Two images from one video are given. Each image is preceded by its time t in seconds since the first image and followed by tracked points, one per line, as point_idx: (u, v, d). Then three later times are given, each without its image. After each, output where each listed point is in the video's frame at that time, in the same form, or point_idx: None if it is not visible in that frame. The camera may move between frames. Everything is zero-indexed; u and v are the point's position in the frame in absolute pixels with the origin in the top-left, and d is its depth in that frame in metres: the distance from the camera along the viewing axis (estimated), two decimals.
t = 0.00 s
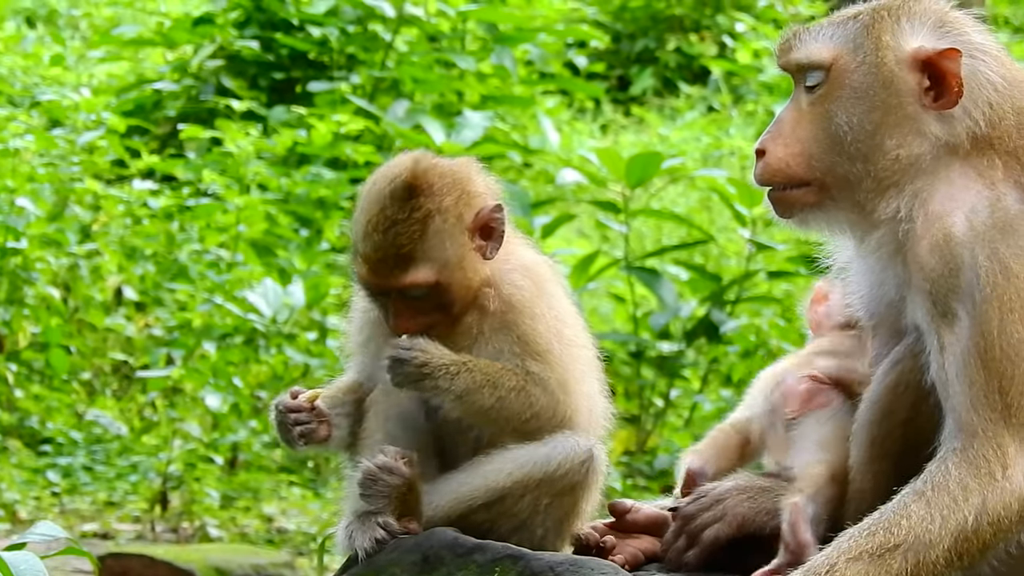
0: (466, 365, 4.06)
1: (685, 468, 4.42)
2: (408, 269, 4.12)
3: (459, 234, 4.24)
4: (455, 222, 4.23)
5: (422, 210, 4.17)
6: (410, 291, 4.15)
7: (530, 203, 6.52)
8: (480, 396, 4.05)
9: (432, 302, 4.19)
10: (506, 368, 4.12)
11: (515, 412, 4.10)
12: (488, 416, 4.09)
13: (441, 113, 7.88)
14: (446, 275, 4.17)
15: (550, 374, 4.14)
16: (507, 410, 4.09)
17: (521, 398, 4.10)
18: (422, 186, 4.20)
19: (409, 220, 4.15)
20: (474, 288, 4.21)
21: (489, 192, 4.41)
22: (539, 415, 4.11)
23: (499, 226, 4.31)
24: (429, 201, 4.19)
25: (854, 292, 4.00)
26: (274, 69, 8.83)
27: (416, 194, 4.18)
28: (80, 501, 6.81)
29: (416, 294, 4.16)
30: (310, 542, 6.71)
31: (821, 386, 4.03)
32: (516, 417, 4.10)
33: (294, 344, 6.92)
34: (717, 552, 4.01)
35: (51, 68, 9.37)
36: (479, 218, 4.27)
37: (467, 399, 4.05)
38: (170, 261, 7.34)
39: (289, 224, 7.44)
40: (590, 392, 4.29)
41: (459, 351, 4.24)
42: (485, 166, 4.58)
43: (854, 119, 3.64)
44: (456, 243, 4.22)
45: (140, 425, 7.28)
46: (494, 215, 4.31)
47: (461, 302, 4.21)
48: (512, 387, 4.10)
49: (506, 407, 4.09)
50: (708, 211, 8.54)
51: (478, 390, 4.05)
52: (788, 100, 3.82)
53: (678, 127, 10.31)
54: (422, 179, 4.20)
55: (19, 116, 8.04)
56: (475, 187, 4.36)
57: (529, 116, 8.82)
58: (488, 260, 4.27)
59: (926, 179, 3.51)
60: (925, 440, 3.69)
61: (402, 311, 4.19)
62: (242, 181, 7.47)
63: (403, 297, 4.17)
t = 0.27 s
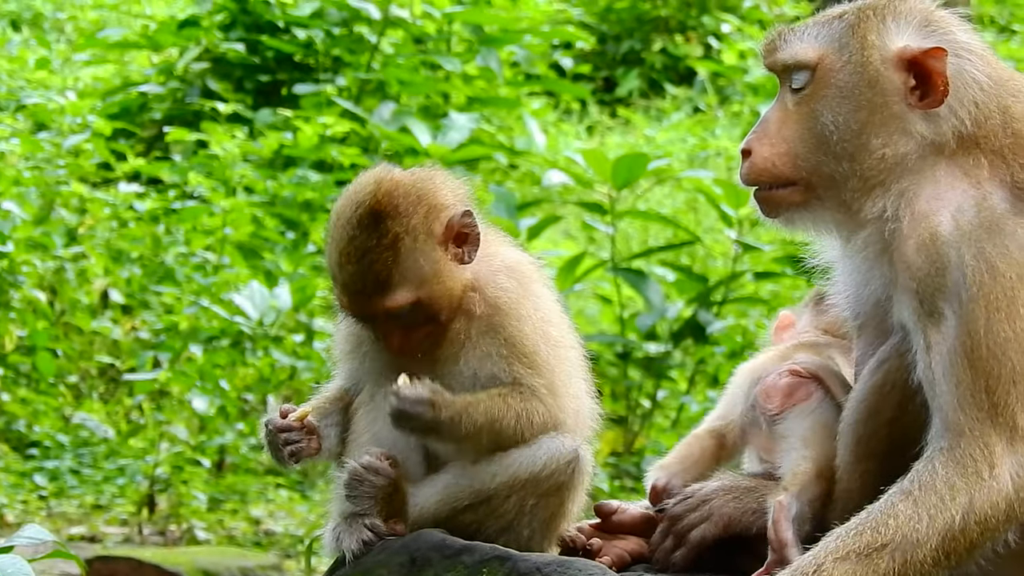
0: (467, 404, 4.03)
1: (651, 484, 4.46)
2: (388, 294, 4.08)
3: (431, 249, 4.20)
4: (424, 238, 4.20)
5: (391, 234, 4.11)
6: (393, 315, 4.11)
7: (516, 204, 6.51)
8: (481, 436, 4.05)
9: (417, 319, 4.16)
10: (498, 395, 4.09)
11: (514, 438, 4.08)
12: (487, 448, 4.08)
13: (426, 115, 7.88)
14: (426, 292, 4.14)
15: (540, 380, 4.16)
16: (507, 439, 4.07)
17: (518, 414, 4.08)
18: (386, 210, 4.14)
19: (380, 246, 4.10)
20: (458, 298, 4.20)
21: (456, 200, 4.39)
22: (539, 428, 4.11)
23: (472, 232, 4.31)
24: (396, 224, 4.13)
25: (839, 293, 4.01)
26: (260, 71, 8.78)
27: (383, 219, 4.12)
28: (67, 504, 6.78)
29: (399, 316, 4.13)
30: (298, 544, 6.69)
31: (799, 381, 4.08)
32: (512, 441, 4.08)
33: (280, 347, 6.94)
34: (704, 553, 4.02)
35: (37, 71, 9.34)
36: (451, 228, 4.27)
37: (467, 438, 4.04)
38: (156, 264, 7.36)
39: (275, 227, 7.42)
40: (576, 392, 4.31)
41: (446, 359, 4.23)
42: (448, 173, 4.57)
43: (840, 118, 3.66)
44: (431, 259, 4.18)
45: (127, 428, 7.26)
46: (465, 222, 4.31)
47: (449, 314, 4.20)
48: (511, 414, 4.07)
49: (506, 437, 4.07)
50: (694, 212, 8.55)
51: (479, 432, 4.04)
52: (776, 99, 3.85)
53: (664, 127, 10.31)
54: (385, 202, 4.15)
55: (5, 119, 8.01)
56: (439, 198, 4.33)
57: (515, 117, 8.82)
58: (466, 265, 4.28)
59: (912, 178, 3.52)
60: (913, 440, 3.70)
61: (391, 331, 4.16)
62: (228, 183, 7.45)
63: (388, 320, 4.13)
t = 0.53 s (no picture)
0: (457, 432, 4.01)
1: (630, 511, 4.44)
2: (376, 286, 4.13)
3: (419, 241, 4.25)
4: (413, 230, 4.24)
5: (380, 226, 4.16)
6: (382, 307, 4.15)
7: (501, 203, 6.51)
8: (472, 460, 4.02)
9: (405, 313, 4.20)
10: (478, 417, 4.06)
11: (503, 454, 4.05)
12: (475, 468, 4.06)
13: (410, 115, 7.88)
14: (414, 286, 4.19)
15: (521, 384, 4.17)
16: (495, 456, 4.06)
17: (500, 422, 4.06)
18: (375, 202, 4.17)
19: (369, 238, 4.14)
20: (446, 293, 4.25)
21: (440, 194, 4.43)
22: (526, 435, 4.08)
23: (458, 226, 4.36)
24: (384, 216, 4.17)
25: (823, 291, 4.03)
26: (244, 71, 8.76)
27: (371, 211, 4.16)
28: (52, 505, 6.74)
29: (389, 309, 4.16)
30: (283, 544, 6.69)
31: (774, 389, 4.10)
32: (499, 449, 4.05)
33: (265, 346, 6.93)
34: (690, 551, 4.02)
35: (21, 72, 9.31)
36: (437, 221, 4.31)
37: (455, 463, 4.02)
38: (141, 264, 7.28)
39: (259, 227, 7.39)
40: (561, 391, 4.33)
41: (433, 356, 4.26)
42: (430, 167, 4.60)
43: (823, 117, 3.67)
44: (419, 251, 4.23)
45: (112, 429, 7.23)
46: (450, 215, 4.34)
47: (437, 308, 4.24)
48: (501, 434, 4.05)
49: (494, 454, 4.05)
50: (678, 211, 8.55)
51: (468, 457, 4.02)
52: (757, 100, 3.86)
53: (649, 126, 10.32)
54: (373, 195, 4.18)
55: None
56: (425, 191, 4.37)
57: (500, 117, 8.82)
58: (453, 260, 4.33)
59: (895, 176, 3.53)
60: (898, 438, 3.71)
61: (378, 325, 4.17)
62: (213, 184, 7.43)
63: (377, 314, 4.16)
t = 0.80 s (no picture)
0: (441, 429, 4.02)
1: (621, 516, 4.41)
2: (382, 267, 4.12)
3: (421, 228, 4.26)
4: (417, 216, 4.26)
5: (387, 208, 4.17)
6: (384, 290, 4.14)
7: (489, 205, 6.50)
8: (455, 457, 4.03)
9: (403, 301, 4.19)
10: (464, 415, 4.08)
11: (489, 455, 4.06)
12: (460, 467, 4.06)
13: (397, 117, 7.87)
14: (416, 273, 4.20)
15: (508, 388, 4.19)
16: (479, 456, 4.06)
17: (487, 425, 4.07)
18: (381, 185, 4.20)
19: (376, 219, 4.15)
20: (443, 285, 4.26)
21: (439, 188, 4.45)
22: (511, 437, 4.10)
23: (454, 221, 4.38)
24: (391, 199, 4.19)
25: (810, 292, 4.03)
26: (231, 74, 8.74)
27: (377, 194, 4.18)
28: (40, 508, 6.75)
29: (388, 293, 4.15)
30: (271, 546, 6.69)
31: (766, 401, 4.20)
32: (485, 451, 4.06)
33: (253, 349, 6.92)
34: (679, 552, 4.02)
35: (8, 74, 9.28)
36: (437, 211, 4.32)
37: (440, 461, 4.02)
38: (129, 267, 7.26)
39: (246, 230, 7.41)
40: (548, 394, 4.33)
41: (421, 355, 4.26)
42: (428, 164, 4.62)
43: (808, 119, 3.68)
44: (420, 238, 4.25)
45: (100, 432, 7.20)
46: (447, 208, 4.36)
47: (433, 299, 4.23)
48: (483, 432, 4.06)
49: (480, 454, 4.06)
50: (666, 213, 8.56)
51: (451, 454, 4.02)
52: (744, 102, 3.86)
53: (635, 128, 10.34)
54: (380, 179, 4.20)
55: None
56: (427, 182, 4.39)
57: (487, 119, 8.82)
58: (448, 254, 4.35)
59: (881, 178, 3.54)
60: (886, 438, 3.71)
61: (375, 312, 4.15)
62: (200, 186, 7.40)
63: (377, 299, 4.15)
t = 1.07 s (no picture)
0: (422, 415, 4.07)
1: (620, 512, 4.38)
2: (371, 259, 4.09)
3: (414, 225, 4.24)
4: (410, 212, 4.23)
5: (380, 202, 4.15)
6: (371, 284, 4.11)
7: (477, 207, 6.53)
8: (440, 444, 4.06)
9: (391, 296, 4.18)
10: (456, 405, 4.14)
11: (476, 445, 4.10)
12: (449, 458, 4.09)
13: (386, 120, 7.87)
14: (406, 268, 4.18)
15: (497, 390, 4.20)
16: (466, 449, 4.09)
17: (480, 427, 4.12)
18: (375, 179, 4.17)
19: (368, 212, 4.13)
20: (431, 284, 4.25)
21: (435, 187, 4.44)
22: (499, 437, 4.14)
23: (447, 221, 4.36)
24: (385, 193, 4.17)
25: (800, 293, 4.02)
26: (220, 77, 8.74)
27: (371, 187, 4.15)
28: (30, 512, 6.71)
29: (375, 287, 4.13)
30: (261, 549, 6.67)
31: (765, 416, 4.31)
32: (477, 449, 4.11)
33: (241, 352, 6.87)
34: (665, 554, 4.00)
35: None
36: (430, 211, 4.30)
37: (428, 450, 4.05)
38: (119, 270, 7.23)
39: (236, 233, 7.37)
40: (537, 398, 4.34)
41: (410, 355, 4.26)
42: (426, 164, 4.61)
43: (797, 121, 3.68)
44: (412, 234, 4.23)
45: (90, 435, 7.17)
46: (441, 209, 4.34)
47: (422, 297, 4.23)
48: (467, 421, 4.11)
49: (466, 446, 4.09)
50: (655, 215, 8.57)
51: (437, 441, 4.06)
52: (734, 104, 3.86)
53: (625, 131, 10.34)
54: (374, 173, 4.18)
55: None
56: (422, 180, 4.37)
57: (476, 121, 8.82)
58: (439, 255, 4.33)
59: (870, 180, 3.54)
60: (876, 439, 3.71)
61: (362, 305, 4.14)
62: (190, 190, 7.37)
63: (364, 292, 4.13)
